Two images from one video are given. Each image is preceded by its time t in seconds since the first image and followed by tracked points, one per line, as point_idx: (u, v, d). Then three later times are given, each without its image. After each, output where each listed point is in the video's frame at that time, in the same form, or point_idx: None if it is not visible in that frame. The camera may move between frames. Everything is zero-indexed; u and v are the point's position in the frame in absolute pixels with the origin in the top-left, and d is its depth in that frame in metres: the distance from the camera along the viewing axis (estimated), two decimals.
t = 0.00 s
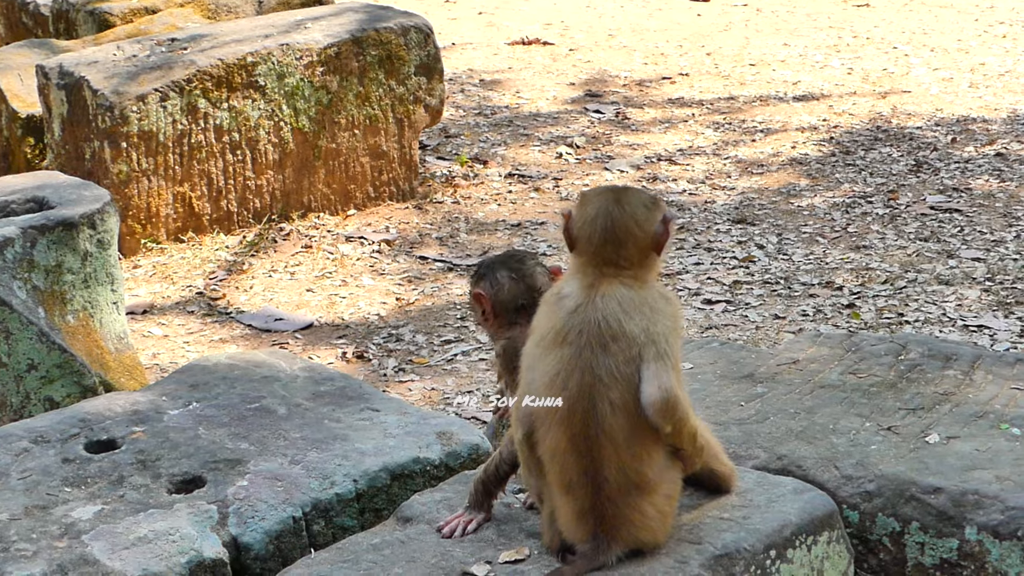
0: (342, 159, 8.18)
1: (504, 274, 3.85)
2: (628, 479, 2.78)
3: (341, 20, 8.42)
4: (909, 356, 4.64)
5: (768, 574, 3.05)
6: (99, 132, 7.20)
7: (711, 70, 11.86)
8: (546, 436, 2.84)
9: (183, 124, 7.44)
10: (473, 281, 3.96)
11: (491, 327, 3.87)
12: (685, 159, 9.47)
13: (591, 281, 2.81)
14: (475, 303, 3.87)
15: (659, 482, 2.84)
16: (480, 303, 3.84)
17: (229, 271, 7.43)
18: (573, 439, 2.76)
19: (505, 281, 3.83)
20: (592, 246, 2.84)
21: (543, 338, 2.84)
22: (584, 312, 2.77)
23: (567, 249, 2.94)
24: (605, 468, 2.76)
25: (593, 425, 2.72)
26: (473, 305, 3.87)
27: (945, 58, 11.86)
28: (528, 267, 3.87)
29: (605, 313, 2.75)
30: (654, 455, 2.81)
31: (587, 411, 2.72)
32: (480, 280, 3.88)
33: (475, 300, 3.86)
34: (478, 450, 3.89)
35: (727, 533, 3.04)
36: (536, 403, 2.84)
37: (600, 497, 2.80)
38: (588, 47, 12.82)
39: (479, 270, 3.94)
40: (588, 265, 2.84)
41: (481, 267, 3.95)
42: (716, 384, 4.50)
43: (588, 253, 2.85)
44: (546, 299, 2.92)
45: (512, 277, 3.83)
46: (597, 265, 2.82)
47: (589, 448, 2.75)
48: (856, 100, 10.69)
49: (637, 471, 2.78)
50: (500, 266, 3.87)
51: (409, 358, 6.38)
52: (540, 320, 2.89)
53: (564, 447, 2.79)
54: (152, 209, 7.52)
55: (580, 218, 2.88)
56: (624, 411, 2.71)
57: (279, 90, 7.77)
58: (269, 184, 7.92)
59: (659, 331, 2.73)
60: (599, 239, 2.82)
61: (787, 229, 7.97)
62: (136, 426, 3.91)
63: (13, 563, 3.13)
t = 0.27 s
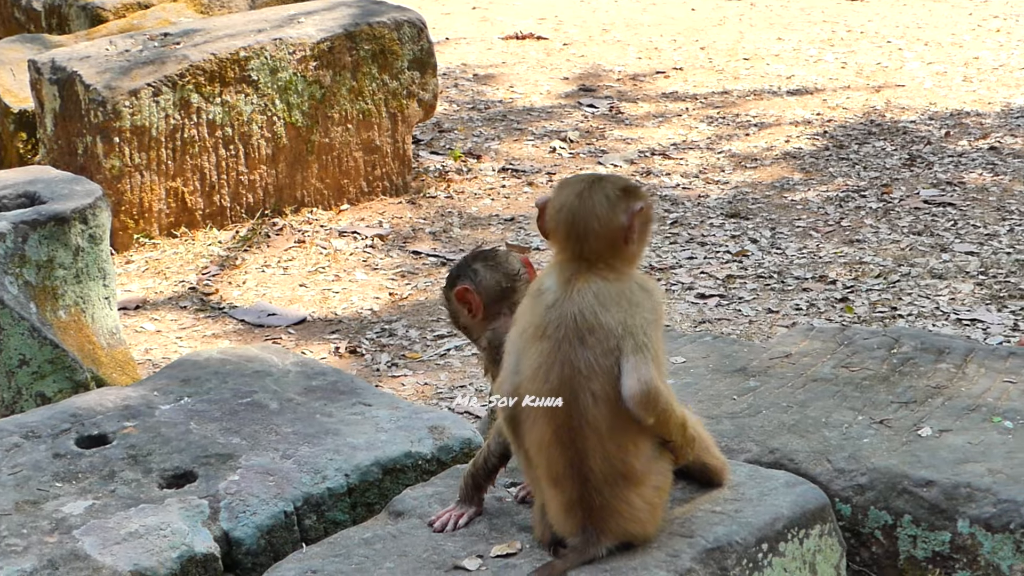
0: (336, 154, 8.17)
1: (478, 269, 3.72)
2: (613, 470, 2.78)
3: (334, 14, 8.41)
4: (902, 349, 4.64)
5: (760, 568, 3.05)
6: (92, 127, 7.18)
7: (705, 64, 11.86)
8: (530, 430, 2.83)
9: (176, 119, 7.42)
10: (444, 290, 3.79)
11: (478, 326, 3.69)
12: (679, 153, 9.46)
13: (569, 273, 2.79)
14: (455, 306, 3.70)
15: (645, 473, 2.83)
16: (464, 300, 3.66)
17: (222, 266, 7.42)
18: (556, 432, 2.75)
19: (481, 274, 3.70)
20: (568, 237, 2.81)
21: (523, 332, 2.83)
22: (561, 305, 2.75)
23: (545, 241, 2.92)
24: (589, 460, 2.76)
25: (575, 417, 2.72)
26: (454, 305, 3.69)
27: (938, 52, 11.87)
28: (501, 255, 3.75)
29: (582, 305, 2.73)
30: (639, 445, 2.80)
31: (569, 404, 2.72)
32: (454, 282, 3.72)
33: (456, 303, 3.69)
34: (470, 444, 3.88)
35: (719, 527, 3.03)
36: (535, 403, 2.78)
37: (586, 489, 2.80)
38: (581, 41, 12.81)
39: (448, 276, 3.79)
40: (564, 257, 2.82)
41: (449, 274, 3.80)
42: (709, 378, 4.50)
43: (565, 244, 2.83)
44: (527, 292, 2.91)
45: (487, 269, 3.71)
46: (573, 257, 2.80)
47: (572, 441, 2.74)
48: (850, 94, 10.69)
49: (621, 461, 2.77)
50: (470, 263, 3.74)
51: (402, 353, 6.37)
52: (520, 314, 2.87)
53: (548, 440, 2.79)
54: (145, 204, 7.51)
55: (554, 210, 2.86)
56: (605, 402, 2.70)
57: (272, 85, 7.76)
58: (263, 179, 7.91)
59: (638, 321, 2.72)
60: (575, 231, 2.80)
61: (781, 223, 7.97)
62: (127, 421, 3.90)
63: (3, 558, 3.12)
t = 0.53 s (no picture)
0: (330, 149, 8.15)
1: (459, 278, 3.65)
2: (604, 463, 2.77)
3: (327, 9, 8.39)
4: (896, 344, 4.64)
5: (753, 563, 3.05)
6: (85, 122, 7.15)
7: (699, 59, 11.85)
8: (520, 424, 2.82)
9: (169, 115, 7.41)
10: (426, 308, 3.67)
11: (470, 334, 3.60)
12: (673, 148, 9.46)
13: (557, 267, 2.79)
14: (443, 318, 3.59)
15: (636, 465, 2.83)
16: (452, 312, 3.54)
17: (216, 262, 7.40)
18: (546, 425, 2.75)
19: (463, 282, 3.64)
20: (555, 232, 2.82)
21: (512, 327, 2.82)
22: (549, 298, 2.75)
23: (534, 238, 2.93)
24: (580, 453, 2.75)
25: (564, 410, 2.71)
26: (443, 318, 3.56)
27: (932, 47, 11.87)
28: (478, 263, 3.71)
29: (569, 297, 2.73)
30: (629, 437, 2.79)
31: (558, 396, 2.71)
32: (438, 295, 3.63)
33: (444, 315, 3.57)
34: (464, 440, 3.88)
35: (712, 523, 3.03)
36: (535, 403, 2.74)
37: (577, 482, 2.78)
38: (576, 36, 12.79)
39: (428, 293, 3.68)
40: (553, 252, 2.82)
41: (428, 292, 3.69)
42: (703, 373, 4.50)
43: (553, 239, 2.84)
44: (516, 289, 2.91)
45: (468, 276, 3.66)
46: (561, 251, 2.81)
47: (562, 433, 2.74)
48: (844, 89, 10.69)
49: (611, 453, 2.77)
50: (449, 275, 3.67)
51: (396, 348, 6.36)
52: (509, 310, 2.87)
53: (538, 434, 2.78)
54: (139, 200, 7.48)
55: (543, 207, 2.87)
56: (593, 393, 2.70)
57: (265, 81, 7.74)
58: (256, 174, 7.89)
59: (624, 312, 2.71)
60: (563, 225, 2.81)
61: (775, 218, 7.96)
62: (120, 418, 3.89)
63: None
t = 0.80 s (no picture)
0: (327, 145, 8.15)
1: (461, 273, 3.66)
2: (601, 461, 2.77)
3: (325, 5, 8.37)
4: (892, 342, 4.65)
5: (749, 561, 3.05)
6: (82, 118, 7.15)
7: (696, 56, 11.85)
8: (517, 422, 2.82)
9: (166, 110, 7.40)
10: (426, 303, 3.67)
11: (472, 330, 3.61)
12: (670, 145, 9.46)
13: (556, 264, 2.79)
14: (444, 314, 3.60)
15: (634, 464, 2.83)
16: (455, 307, 3.56)
17: (213, 258, 7.40)
18: (544, 424, 2.75)
19: (465, 277, 3.66)
20: (556, 229, 2.82)
21: (510, 324, 2.82)
22: (548, 296, 2.75)
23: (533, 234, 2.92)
24: (577, 451, 2.75)
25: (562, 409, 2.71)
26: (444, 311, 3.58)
27: (929, 43, 11.87)
28: (479, 259, 3.73)
29: (569, 295, 2.73)
30: (627, 435, 2.79)
31: (556, 394, 2.71)
32: (439, 290, 3.63)
33: (445, 310, 3.58)
34: (460, 437, 3.88)
35: (708, 520, 3.03)
36: (535, 403, 2.74)
37: (574, 480, 2.79)
38: (573, 32, 12.79)
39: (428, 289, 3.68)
40: (552, 249, 2.82)
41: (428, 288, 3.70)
42: (699, 371, 4.50)
43: (553, 237, 2.83)
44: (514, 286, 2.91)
45: (470, 271, 3.68)
46: (561, 249, 2.80)
47: (560, 432, 2.74)
48: (841, 85, 10.69)
49: (609, 452, 2.77)
50: (450, 270, 3.68)
51: (392, 345, 6.36)
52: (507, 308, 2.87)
53: (536, 432, 2.78)
54: (136, 195, 7.47)
55: (543, 204, 2.87)
56: (591, 392, 2.70)
57: (262, 76, 7.73)
58: (254, 170, 7.88)
59: (624, 311, 2.72)
60: (563, 222, 2.81)
61: (772, 215, 7.97)
62: (117, 414, 3.88)
63: None
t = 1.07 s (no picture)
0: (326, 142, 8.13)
1: (462, 273, 3.65)
2: (601, 460, 2.77)
3: (324, 2, 8.36)
4: (892, 340, 4.64)
5: (748, 560, 3.05)
6: (81, 114, 7.13)
7: (696, 53, 11.83)
8: (516, 421, 2.82)
9: (164, 107, 7.40)
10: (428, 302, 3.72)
11: (474, 328, 3.61)
12: (669, 142, 9.45)
13: (558, 263, 2.78)
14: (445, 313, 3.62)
15: (632, 463, 2.83)
16: (455, 306, 3.58)
17: (211, 254, 7.39)
18: (544, 423, 2.74)
19: (467, 277, 3.63)
20: (559, 228, 2.81)
21: (510, 323, 2.82)
22: (550, 295, 2.75)
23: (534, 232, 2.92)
24: (577, 450, 2.75)
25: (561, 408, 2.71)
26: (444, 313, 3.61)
27: (929, 41, 11.85)
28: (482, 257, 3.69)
29: (570, 295, 2.72)
30: (626, 434, 2.79)
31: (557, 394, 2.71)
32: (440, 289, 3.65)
33: (446, 309, 3.61)
34: (459, 435, 3.86)
35: (707, 519, 3.03)
36: (535, 403, 2.74)
37: (574, 479, 2.79)
38: (572, 29, 12.77)
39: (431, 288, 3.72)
40: (554, 248, 2.82)
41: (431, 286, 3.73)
42: (698, 369, 4.49)
43: (554, 235, 2.83)
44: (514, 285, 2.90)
45: (472, 270, 3.64)
46: (563, 247, 2.80)
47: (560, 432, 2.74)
48: (841, 83, 10.67)
49: (609, 451, 2.77)
50: (452, 269, 3.67)
51: (391, 342, 6.36)
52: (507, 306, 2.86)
53: (534, 432, 2.78)
54: (134, 191, 7.45)
55: (545, 202, 2.86)
56: (592, 392, 2.70)
57: (261, 73, 7.74)
58: (252, 166, 7.87)
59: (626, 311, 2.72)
60: (565, 221, 2.80)
61: (771, 213, 7.96)
62: (115, 411, 3.87)
63: None
